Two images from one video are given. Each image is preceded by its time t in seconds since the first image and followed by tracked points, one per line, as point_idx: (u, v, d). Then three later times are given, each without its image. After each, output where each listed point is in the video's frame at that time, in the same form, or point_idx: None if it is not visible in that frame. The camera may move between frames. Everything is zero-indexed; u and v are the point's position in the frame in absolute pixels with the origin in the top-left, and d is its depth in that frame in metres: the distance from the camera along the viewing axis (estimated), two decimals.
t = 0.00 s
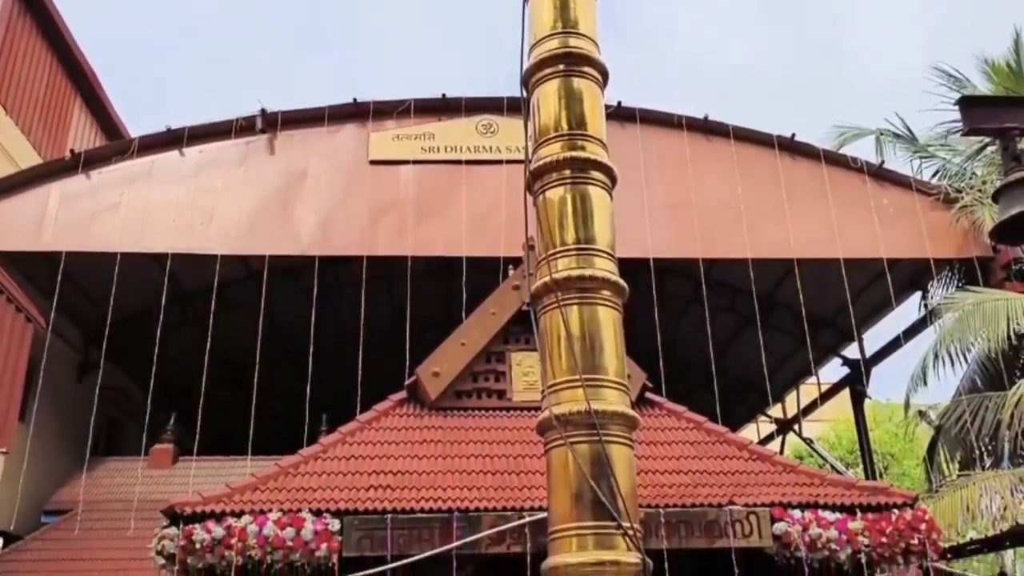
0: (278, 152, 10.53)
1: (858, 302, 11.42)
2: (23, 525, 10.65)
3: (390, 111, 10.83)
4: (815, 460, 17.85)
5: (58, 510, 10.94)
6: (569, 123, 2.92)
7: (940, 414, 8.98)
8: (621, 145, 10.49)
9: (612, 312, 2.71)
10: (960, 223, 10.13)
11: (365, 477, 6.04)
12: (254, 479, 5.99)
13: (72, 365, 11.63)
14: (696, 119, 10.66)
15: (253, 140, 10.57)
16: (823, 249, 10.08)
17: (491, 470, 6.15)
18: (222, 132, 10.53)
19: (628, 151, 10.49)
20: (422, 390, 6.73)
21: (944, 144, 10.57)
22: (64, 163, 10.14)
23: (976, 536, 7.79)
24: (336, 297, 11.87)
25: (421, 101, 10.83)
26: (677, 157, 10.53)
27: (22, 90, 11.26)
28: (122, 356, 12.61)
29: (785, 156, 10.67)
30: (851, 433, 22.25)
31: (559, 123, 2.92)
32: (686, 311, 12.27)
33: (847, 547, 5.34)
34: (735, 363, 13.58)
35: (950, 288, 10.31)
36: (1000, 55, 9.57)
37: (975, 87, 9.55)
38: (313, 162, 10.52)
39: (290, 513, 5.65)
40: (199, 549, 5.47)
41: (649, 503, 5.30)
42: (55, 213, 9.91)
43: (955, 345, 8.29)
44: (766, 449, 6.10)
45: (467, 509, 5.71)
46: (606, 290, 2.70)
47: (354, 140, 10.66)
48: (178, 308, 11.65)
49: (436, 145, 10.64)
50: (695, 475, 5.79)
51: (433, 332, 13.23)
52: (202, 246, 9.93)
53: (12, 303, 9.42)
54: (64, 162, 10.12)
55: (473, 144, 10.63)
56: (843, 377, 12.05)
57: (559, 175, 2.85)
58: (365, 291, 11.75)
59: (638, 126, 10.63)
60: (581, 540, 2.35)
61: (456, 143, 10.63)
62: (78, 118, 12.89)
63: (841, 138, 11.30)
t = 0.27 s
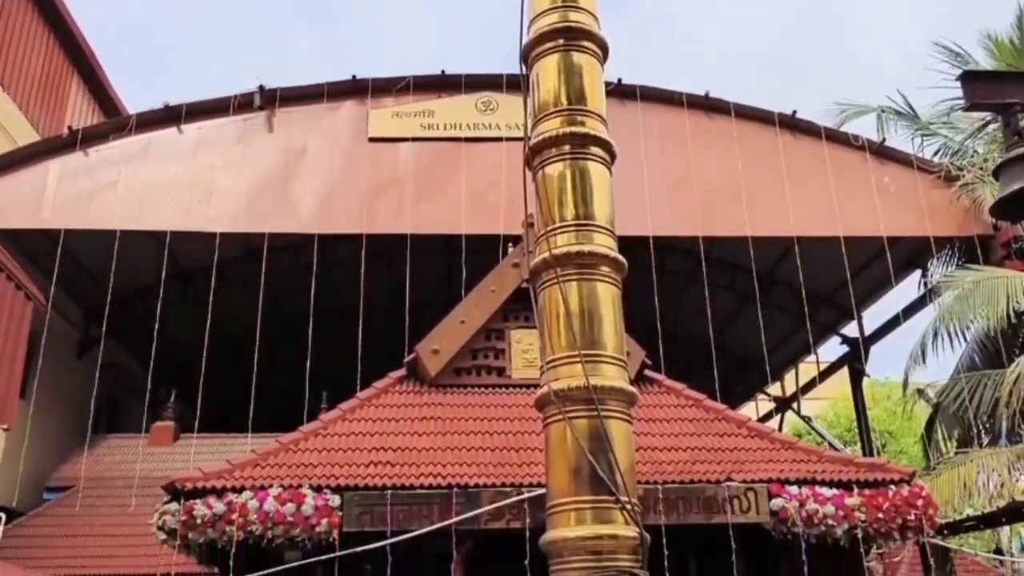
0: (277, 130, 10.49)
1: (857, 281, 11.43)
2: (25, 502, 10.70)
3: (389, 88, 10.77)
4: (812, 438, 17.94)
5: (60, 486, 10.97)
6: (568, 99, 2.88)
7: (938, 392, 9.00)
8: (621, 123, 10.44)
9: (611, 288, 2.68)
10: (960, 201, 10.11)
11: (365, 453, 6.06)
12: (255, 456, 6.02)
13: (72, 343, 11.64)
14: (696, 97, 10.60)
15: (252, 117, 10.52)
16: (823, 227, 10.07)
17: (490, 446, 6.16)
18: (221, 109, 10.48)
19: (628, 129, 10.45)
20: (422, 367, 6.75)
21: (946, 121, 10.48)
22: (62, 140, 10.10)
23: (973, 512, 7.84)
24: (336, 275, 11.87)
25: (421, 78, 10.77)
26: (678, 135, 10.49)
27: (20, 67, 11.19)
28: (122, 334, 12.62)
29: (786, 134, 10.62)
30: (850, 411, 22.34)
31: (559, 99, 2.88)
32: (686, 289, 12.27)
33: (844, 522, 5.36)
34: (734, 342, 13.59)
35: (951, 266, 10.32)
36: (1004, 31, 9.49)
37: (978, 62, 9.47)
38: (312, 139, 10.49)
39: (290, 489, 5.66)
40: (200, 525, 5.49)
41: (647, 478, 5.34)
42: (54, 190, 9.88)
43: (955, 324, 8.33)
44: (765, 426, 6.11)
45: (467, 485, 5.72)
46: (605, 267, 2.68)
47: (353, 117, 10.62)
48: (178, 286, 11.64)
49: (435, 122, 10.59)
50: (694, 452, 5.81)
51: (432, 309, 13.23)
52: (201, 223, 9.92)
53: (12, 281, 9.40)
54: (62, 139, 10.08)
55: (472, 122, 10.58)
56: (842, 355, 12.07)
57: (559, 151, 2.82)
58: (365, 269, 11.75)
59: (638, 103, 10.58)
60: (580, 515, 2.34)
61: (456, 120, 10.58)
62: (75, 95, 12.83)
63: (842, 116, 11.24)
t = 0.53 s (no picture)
0: (276, 109, 10.45)
1: (857, 261, 11.42)
2: (27, 481, 10.74)
3: (388, 66, 10.71)
4: (811, 417, 18.00)
5: (62, 465, 11.01)
6: (568, 75, 2.85)
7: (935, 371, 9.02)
8: (621, 102, 10.40)
9: (610, 266, 2.64)
10: (961, 180, 10.09)
11: (364, 431, 6.07)
12: (255, 434, 6.03)
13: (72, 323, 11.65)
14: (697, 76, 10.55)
15: (251, 96, 10.48)
16: (823, 207, 10.06)
17: (490, 424, 6.18)
18: (219, 88, 10.43)
19: (628, 108, 10.41)
20: (423, 346, 6.76)
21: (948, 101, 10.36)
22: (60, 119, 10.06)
23: (970, 491, 7.87)
24: (336, 255, 11.86)
25: (420, 57, 10.71)
26: (679, 114, 10.45)
27: (18, 46, 11.13)
28: (122, 314, 12.63)
29: (787, 113, 10.58)
30: (848, 391, 22.41)
31: (558, 76, 2.85)
32: (686, 269, 12.27)
33: (841, 500, 5.38)
34: (734, 321, 13.60)
35: (951, 246, 10.32)
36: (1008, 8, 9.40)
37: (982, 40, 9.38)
38: (311, 118, 10.45)
39: (291, 467, 5.67)
40: (201, 502, 5.51)
41: (646, 456, 5.37)
42: (52, 169, 9.86)
43: (953, 304, 8.29)
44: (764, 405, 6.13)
45: (467, 462, 5.73)
46: (605, 244, 2.65)
47: (352, 96, 10.57)
48: (177, 266, 11.63)
49: (435, 101, 10.54)
50: (692, 430, 5.83)
51: (432, 289, 13.24)
52: (200, 203, 9.90)
53: (12, 260, 9.40)
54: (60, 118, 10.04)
55: (472, 101, 10.54)
56: (841, 334, 12.08)
57: (558, 128, 2.79)
58: (365, 249, 11.74)
59: (639, 82, 10.53)
60: (578, 491, 2.33)
61: (456, 100, 10.53)
62: (72, 74, 12.77)
63: (844, 95, 11.19)
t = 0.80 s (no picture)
0: (274, 87, 10.40)
1: (857, 240, 11.41)
2: (29, 459, 10.76)
3: (387, 45, 10.65)
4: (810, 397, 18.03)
5: (63, 444, 11.03)
6: (566, 51, 2.82)
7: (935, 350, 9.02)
8: (621, 80, 10.35)
9: (609, 244, 2.60)
10: (963, 158, 10.04)
11: (365, 410, 6.09)
12: (256, 412, 6.04)
13: (72, 302, 11.64)
14: (698, 54, 10.49)
15: (248, 75, 10.43)
16: (824, 186, 10.03)
17: (489, 403, 6.19)
18: (217, 66, 10.38)
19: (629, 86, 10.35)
20: (422, 326, 6.77)
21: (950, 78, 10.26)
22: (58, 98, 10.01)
23: (967, 469, 7.88)
24: (335, 235, 11.84)
25: (419, 35, 10.65)
26: (679, 93, 10.40)
27: (16, 24, 11.06)
28: (121, 294, 12.62)
29: (789, 92, 10.52)
30: (847, 370, 22.44)
31: (557, 52, 2.82)
32: (686, 248, 12.25)
33: (839, 477, 5.40)
34: (734, 300, 13.60)
35: (951, 225, 10.31)
36: None
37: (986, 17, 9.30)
38: (310, 97, 10.40)
39: (291, 445, 5.68)
40: (202, 479, 5.53)
41: (645, 434, 5.38)
42: (50, 148, 9.82)
43: (953, 283, 8.29)
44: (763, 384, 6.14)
45: (466, 440, 5.75)
46: (604, 221, 2.61)
47: (351, 75, 10.52)
48: (177, 245, 11.61)
49: (434, 80, 10.49)
50: (692, 409, 5.85)
51: (431, 269, 13.23)
52: (199, 182, 9.88)
53: (11, 239, 9.38)
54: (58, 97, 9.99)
55: (472, 80, 10.48)
56: (841, 314, 12.08)
57: (556, 104, 2.76)
58: (364, 228, 11.71)
59: (640, 61, 10.47)
60: (576, 468, 2.32)
61: (455, 78, 10.48)
62: (70, 53, 12.71)
63: (846, 73, 11.13)
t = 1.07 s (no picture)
0: (272, 61, 10.34)
1: (858, 216, 11.38)
2: (31, 434, 10.80)
3: (385, 19, 10.57)
4: (810, 373, 18.07)
5: (65, 420, 11.06)
6: (564, 23, 2.77)
7: (934, 325, 9.02)
8: (622, 55, 10.28)
9: (607, 218, 2.53)
10: (965, 133, 9.99)
11: (364, 384, 6.09)
12: (256, 387, 6.05)
13: (72, 278, 11.63)
14: (698, 28, 10.42)
15: (246, 49, 10.37)
16: (825, 161, 9.99)
17: (488, 377, 6.20)
18: (214, 41, 10.31)
19: (629, 61, 10.29)
20: (421, 301, 6.76)
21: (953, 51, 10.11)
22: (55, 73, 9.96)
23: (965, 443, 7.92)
24: (335, 211, 11.81)
25: (418, 9, 10.57)
26: (679, 67, 10.34)
27: None
28: (121, 270, 12.61)
29: (790, 66, 10.45)
30: (847, 346, 22.48)
31: (555, 24, 2.77)
32: (686, 224, 12.22)
33: (836, 451, 5.41)
34: (734, 277, 13.58)
35: (952, 201, 10.30)
36: None
37: None
38: (308, 72, 10.34)
39: (290, 419, 5.70)
40: (202, 453, 5.54)
41: (643, 409, 5.39)
42: (47, 124, 9.78)
43: (953, 258, 8.28)
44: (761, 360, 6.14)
45: (465, 414, 5.76)
46: (602, 194, 2.54)
47: (350, 49, 10.45)
48: (176, 221, 11.57)
49: (433, 55, 10.42)
50: (690, 383, 5.85)
51: (431, 245, 13.21)
52: (198, 157, 9.85)
53: (10, 215, 9.35)
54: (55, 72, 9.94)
55: (471, 55, 10.41)
56: (841, 290, 12.07)
57: (555, 77, 2.69)
58: (364, 204, 11.68)
59: (640, 35, 10.39)
60: (572, 441, 2.27)
61: (455, 53, 10.41)
62: (67, 28, 12.63)
63: (849, 48, 11.05)
